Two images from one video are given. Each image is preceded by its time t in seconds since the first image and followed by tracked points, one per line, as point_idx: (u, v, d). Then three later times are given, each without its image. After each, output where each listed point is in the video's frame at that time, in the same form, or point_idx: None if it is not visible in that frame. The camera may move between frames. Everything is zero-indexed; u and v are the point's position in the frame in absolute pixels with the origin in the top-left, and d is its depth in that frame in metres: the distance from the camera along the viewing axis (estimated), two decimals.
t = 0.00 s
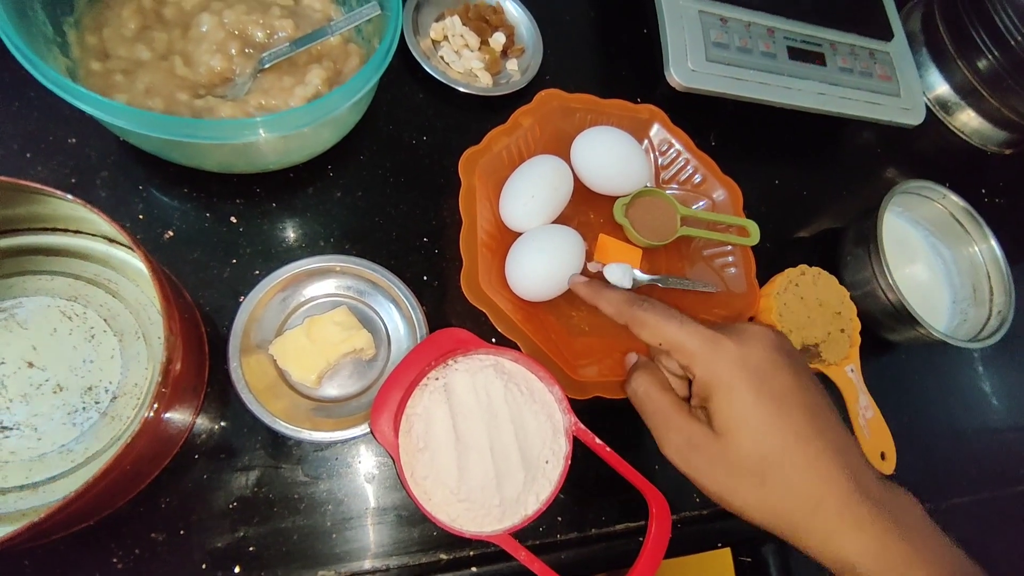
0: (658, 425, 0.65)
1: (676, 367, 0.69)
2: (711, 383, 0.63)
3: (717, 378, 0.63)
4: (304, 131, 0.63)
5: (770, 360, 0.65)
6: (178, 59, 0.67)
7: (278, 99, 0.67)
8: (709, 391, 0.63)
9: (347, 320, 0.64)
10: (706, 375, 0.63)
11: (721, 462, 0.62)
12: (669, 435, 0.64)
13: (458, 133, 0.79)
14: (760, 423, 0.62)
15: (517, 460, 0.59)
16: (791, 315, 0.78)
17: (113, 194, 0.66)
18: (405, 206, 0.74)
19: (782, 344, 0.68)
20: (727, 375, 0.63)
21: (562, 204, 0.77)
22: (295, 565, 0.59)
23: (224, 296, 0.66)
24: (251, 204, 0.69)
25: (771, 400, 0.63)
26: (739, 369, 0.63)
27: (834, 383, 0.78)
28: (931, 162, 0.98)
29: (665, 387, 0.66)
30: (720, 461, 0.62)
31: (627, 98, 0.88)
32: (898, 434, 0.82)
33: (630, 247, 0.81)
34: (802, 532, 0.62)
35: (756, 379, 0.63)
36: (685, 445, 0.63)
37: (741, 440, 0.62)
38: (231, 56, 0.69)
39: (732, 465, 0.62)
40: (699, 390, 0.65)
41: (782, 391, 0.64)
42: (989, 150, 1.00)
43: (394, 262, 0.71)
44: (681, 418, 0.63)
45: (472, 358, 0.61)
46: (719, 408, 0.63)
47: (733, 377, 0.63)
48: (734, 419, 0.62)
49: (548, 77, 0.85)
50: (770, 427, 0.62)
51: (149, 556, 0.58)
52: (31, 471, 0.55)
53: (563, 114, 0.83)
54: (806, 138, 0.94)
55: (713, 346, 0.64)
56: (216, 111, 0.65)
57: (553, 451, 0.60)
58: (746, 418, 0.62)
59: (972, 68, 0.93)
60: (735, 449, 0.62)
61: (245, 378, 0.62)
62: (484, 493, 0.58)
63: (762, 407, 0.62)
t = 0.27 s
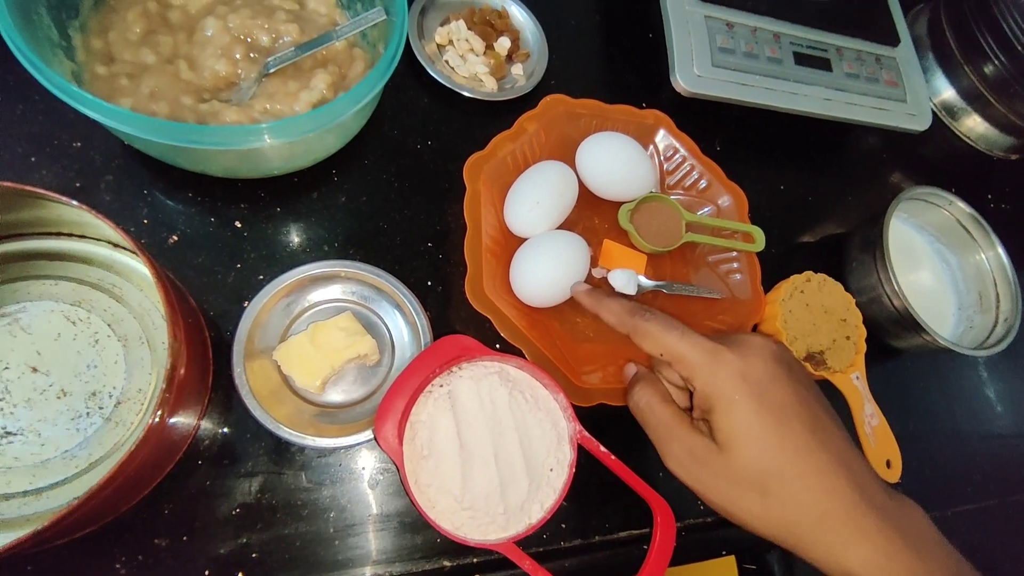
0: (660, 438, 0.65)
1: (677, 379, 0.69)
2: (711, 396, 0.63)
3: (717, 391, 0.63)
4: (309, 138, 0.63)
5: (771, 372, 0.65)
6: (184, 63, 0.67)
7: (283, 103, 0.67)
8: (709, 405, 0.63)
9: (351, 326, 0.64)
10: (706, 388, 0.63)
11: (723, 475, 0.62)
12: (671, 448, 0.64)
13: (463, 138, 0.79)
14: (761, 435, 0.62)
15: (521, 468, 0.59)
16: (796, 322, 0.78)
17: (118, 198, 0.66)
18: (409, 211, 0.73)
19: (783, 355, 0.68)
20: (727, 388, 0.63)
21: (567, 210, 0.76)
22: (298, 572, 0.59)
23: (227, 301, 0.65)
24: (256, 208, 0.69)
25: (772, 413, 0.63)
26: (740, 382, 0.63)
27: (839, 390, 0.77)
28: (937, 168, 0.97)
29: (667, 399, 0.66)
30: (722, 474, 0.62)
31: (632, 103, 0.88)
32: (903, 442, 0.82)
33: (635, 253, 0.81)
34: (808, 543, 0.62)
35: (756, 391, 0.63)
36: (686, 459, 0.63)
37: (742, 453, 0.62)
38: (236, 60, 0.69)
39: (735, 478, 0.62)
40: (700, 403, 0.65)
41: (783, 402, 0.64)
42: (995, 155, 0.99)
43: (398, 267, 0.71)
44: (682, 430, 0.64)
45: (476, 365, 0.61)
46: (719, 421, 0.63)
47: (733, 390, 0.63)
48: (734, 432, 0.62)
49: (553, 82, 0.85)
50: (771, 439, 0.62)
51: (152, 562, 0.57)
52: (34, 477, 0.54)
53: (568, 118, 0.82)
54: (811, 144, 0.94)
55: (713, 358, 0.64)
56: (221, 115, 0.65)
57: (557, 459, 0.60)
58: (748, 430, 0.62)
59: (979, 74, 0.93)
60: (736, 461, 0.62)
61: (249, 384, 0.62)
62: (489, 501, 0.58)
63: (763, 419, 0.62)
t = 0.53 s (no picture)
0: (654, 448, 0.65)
1: (670, 392, 0.70)
2: (704, 405, 0.64)
3: (711, 399, 0.64)
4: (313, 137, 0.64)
5: (763, 381, 0.66)
6: (189, 63, 0.67)
7: (288, 103, 0.68)
8: (703, 414, 0.64)
9: (354, 325, 0.64)
10: (700, 397, 0.64)
11: (718, 483, 0.63)
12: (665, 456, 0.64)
13: (466, 138, 0.79)
14: (754, 443, 0.63)
15: (523, 467, 0.59)
16: (798, 322, 0.78)
17: (124, 198, 0.67)
18: (412, 210, 0.74)
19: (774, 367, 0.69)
20: (721, 397, 0.63)
21: (571, 210, 0.77)
22: (301, 570, 0.60)
23: (232, 300, 0.66)
24: (261, 208, 0.70)
25: (764, 421, 0.64)
26: (733, 391, 0.64)
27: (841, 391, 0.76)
28: (941, 169, 0.97)
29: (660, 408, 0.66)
30: (716, 482, 0.63)
31: (635, 103, 0.88)
32: (905, 443, 0.82)
33: (638, 253, 0.81)
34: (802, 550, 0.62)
35: (749, 400, 0.64)
36: (681, 467, 0.64)
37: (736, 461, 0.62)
38: (242, 60, 0.69)
39: (729, 485, 0.62)
40: (694, 412, 0.65)
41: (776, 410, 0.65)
42: (999, 156, 0.99)
43: (401, 266, 0.71)
44: (676, 440, 0.64)
45: (479, 364, 0.61)
46: (713, 430, 0.64)
47: (727, 399, 0.63)
48: (728, 440, 0.63)
49: (557, 82, 0.85)
50: (765, 447, 0.63)
51: (156, 558, 0.58)
52: (40, 473, 0.55)
53: (572, 119, 0.83)
54: (815, 144, 0.94)
55: (706, 368, 0.64)
56: (226, 115, 0.66)
57: (560, 458, 0.60)
58: (741, 438, 0.63)
59: (983, 75, 0.92)
60: (730, 469, 0.62)
61: (253, 382, 0.62)
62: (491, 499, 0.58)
63: (756, 427, 0.63)
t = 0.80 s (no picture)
0: (651, 459, 0.65)
1: (668, 403, 0.70)
2: (699, 416, 0.64)
3: (705, 410, 0.64)
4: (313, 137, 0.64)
5: (758, 392, 0.66)
6: (191, 63, 0.68)
7: (290, 102, 0.68)
8: (698, 424, 0.64)
9: (355, 324, 0.64)
10: (694, 409, 0.64)
11: (711, 493, 0.63)
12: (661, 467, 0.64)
13: (467, 137, 0.79)
14: (748, 454, 0.62)
15: (522, 466, 0.59)
16: (798, 322, 0.78)
17: (126, 196, 0.67)
18: (413, 210, 0.74)
19: (770, 378, 0.69)
20: (715, 408, 0.63)
21: (571, 210, 0.77)
22: (300, 567, 0.60)
23: (233, 298, 0.66)
24: (262, 207, 0.70)
25: (759, 432, 0.63)
26: (728, 403, 0.64)
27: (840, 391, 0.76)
28: (942, 170, 0.97)
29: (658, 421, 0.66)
30: (710, 492, 0.63)
31: (636, 103, 0.88)
32: (904, 443, 0.82)
33: (638, 252, 0.81)
34: (796, 561, 0.62)
35: (744, 411, 0.64)
36: (675, 477, 0.64)
37: (730, 472, 0.62)
38: (244, 59, 0.69)
39: (723, 495, 0.62)
40: (689, 423, 0.65)
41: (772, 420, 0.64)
42: (1000, 157, 0.99)
43: (402, 266, 0.71)
44: (672, 451, 0.64)
45: (479, 363, 0.61)
46: (708, 440, 0.63)
47: (721, 410, 0.63)
48: (722, 451, 0.63)
49: (558, 82, 0.86)
50: (759, 458, 0.62)
51: (157, 555, 0.58)
52: (42, 470, 0.55)
53: (572, 119, 0.83)
54: (815, 145, 0.94)
55: (701, 380, 0.64)
56: (228, 114, 0.66)
57: (559, 457, 0.60)
58: (735, 449, 0.63)
59: (985, 76, 0.92)
60: (724, 479, 0.62)
61: (254, 380, 0.62)
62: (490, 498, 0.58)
63: (750, 437, 0.63)
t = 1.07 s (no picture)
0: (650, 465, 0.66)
1: (666, 407, 0.69)
2: (694, 421, 0.63)
3: (700, 415, 0.63)
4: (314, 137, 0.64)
5: (755, 397, 0.66)
6: (194, 62, 0.68)
7: (291, 102, 0.68)
8: (694, 429, 0.64)
9: (355, 323, 0.64)
10: (690, 413, 0.64)
11: (709, 497, 0.63)
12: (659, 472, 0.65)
13: (468, 137, 0.79)
14: (743, 459, 0.63)
15: (521, 464, 0.60)
16: (797, 322, 0.78)
17: (129, 194, 0.67)
18: (414, 209, 0.74)
19: (766, 382, 0.69)
20: (711, 414, 0.63)
21: (572, 210, 0.77)
22: (300, 565, 0.60)
23: (234, 297, 0.66)
24: (264, 206, 0.70)
25: (755, 436, 0.63)
26: (724, 408, 0.63)
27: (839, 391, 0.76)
28: (942, 171, 0.97)
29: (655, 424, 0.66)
30: (707, 497, 0.63)
31: (637, 103, 0.88)
32: (903, 444, 0.82)
33: (638, 252, 0.81)
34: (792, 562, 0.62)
35: (739, 416, 0.64)
36: (672, 481, 0.64)
37: (726, 477, 0.62)
38: (245, 58, 0.70)
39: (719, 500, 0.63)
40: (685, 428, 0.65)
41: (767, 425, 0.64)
42: (1000, 158, 0.99)
43: (403, 265, 0.72)
44: (670, 457, 0.65)
45: (478, 362, 0.61)
46: (704, 446, 0.63)
47: (717, 416, 0.63)
48: (717, 456, 0.63)
49: (559, 82, 0.86)
50: (754, 462, 0.63)
51: (158, 551, 0.58)
52: (44, 466, 0.56)
53: (573, 119, 0.83)
54: (815, 145, 0.94)
55: (697, 384, 0.64)
56: (230, 113, 0.66)
57: (558, 455, 0.60)
58: (732, 454, 0.63)
59: (985, 77, 0.92)
60: (720, 484, 0.62)
61: (255, 377, 0.63)
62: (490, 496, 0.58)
63: (746, 441, 0.63)
